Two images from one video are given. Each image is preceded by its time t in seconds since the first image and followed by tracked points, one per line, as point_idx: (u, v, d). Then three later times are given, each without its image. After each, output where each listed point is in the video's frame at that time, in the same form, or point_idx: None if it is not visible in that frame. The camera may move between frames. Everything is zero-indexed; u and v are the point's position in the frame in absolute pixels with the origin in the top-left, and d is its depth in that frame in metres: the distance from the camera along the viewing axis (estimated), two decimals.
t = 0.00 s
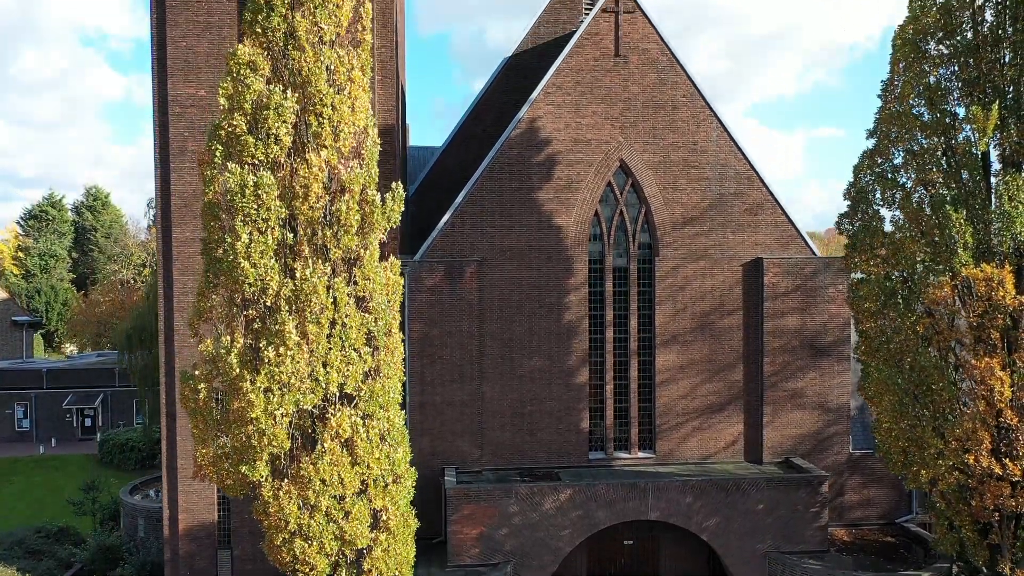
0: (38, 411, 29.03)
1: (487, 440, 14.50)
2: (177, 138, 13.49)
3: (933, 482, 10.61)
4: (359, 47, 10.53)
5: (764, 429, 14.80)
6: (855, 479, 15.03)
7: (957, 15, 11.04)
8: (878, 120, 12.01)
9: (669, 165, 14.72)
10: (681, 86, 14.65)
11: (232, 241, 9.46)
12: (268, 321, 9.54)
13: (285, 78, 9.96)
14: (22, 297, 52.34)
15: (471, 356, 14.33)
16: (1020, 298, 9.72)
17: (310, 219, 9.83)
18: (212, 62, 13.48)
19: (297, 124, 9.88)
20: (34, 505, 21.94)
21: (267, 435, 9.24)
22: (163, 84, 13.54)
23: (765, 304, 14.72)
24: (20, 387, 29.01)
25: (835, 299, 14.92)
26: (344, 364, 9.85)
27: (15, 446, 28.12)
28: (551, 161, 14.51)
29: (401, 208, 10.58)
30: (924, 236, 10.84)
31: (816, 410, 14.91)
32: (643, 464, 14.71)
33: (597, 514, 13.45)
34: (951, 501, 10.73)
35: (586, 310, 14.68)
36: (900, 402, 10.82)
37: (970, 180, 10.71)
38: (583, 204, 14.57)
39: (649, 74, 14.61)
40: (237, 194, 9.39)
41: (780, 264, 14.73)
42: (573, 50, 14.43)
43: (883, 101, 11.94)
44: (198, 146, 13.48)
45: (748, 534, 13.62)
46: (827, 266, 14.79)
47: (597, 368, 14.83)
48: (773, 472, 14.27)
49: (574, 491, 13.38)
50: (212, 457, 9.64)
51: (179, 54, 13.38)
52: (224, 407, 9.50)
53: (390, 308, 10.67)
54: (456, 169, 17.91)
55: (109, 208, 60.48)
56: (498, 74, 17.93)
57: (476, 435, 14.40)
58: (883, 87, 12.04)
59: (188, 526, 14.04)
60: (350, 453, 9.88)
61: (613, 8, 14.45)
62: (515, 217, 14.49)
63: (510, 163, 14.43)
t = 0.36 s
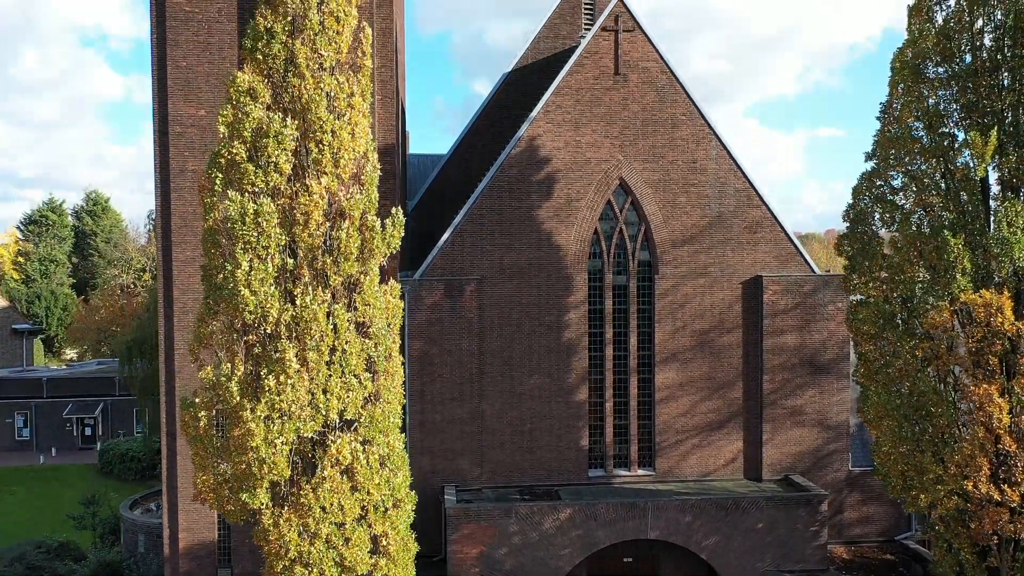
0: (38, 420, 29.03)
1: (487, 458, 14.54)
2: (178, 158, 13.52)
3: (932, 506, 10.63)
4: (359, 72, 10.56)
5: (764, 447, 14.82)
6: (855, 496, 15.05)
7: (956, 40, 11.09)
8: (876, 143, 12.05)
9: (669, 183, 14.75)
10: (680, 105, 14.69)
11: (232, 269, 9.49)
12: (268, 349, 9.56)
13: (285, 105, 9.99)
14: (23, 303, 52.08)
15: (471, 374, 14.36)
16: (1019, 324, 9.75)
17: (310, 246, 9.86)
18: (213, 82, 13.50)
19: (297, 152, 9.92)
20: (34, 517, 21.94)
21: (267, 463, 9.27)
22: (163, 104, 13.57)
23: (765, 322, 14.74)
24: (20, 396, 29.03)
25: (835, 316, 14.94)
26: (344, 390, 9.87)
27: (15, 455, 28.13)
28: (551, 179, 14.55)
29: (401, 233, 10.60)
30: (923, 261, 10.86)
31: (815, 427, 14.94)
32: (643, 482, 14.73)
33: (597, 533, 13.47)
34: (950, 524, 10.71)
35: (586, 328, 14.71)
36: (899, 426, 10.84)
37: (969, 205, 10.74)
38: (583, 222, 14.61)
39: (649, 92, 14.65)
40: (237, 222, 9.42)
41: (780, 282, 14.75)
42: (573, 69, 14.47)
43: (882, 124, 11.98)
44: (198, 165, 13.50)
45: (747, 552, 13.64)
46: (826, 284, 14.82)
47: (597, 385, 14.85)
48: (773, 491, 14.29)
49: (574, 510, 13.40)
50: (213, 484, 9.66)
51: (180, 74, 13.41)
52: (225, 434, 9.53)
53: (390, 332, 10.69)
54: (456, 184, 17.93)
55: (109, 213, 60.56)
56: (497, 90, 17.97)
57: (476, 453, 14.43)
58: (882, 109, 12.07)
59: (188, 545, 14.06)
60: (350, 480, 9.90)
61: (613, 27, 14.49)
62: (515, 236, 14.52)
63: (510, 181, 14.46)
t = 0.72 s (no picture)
0: (38, 429, 29.03)
1: (487, 476, 14.55)
2: (178, 178, 13.53)
3: (931, 531, 10.65)
4: (359, 97, 10.59)
5: (764, 464, 14.84)
6: (855, 513, 15.08)
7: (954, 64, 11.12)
8: (875, 165, 12.07)
9: (669, 201, 14.77)
10: (680, 123, 14.71)
11: (232, 296, 9.51)
12: (268, 377, 9.58)
13: (286, 132, 10.01)
14: (23, 308, 52.10)
15: (471, 392, 14.36)
16: (1018, 350, 9.78)
17: (310, 273, 9.88)
18: (213, 102, 13.51)
19: (297, 179, 9.94)
20: (34, 529, 21.95)
21: (268, 492, 9.28)
22: (163, 124, 13.57)
23: (764, 340, 14.77)
24: (20, 405, 29.05)
25: (834, 334, 14.96)
26: (344, 417, 9.90)
27: (15, 465, 28.13)
28: (551, 198, 14.57)
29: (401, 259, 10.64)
30: (922, 285, 10.88)
31: (815, 445, 14.96)
32: (643, 499, 14.75)
33: (597, 552, 13.49)
34: (949, 547, 10.55)
35: (586, 346, 14.73)
36: (898, 450, 10.86)
37: (968, 230, 10.77)
38: (583, 241, 14.63)
39: (648, 111, 14.68)
40: (237, 250, 9.44)
41: (779, 300, 14.76)
42: (573, 87, 14.48)
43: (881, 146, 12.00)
44: (198, 185, 13.51)
45: (747, 571, 13.66)
46: (825, 302, 14.83)
47: (597, 403, 14.87)
48: (772, 509, 14.31)
49: (574, 530, 13.41)
50: (213, 511, 9.67)
51: (180, 94, 13.41)
52: (225, 463, 9.54)
53: (390, 357, 10.72)
54: (456, 199, 17.95)
55: (109, 217, 60.59)
56: (498, 104, 18.01)
57: (476, 471, 14.44)
58: (881, 131, 12.09)
59: (188, 564, 14.08)
60: (351, 506, 9.92)
61: (613, 45, 14.50)
62: (515, 254, 14.54)
63: (510, 200, 14.48)
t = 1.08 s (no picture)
0: (39, 439, 29.08)
1: (487, 494, 14.58)
2: (178, 198, 13.55)
3: (930, 556, 10.66)
4: (359, 123, 10.60)
5: (763, 482, 14.86)
6: (854, 531, 15.10)
7: (953, 90, 11.16)
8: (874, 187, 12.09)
9: (668, 220, 14.79)
10: (680, 141, 14.73)
11: (232, 324, 9.53)
12: (269, 404, 9.61)
13: (286, 158, 10.02)
14: (24, 313, 52.12)
15: (471, 411, 14.38)
16: (1015, 377, 9.80)
17: (310, 300, 9.91)
18: (213, 121, 13.54)
19: (297, 205, 9.96)
20: (36, 540, 22.00)
21: (268, 520, 9.30)
22: (164, 144, 13.60)
23: (764, 358, 14.79)
24: (20, 414, 29.11)
25: (834, 352, 14.98)
26: (344, 444, 9.92)
27: (15, 474, 28.15)
28: (551, 216, 14.59)
29: (401, 284, 10.70)
30: (920, 311, 10.91)
31: (815, 463, 14.98)
32: (643, 517, 14.76)
33: (597, 571, 13.50)
34: (948, 572, 10.63)
35: (585, 364, 14.75)
36: (898, 474, 10.88)
37: (966, 256, 10.80)
38: (582, 259, 14.65)
39: (648, 129, 14.70)
40: (237, 277, 9.47)
41: (779, 318, 14.78)
42: (573, 106, 14.51)
43: (880, 169, 12.02)
44: (198, 205, 13.54)
45: None
46: (825, 320, 14.84)
47: (597, 421, 14.90)
48: (772, 527, 14.33)
49: (574, 549, 13.43)
50: (214, 538, 9.70)
51: (180, 114, 13.45)
52: (226, 490, 9.57)
53: (390, 382, 10.76)
54: (456, 215, 17.98)
55: (109, 222, 60.65)
56: (498, 120, 18.04)
57: (476, 489, 14.46)
58: (881, 153, 12.10)
59: None
60: (351, 533, 9.93)
61: (613, 64, 14.52)
62: (515, 272, 14.56)
63: (510, 218, 14.51)
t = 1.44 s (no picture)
0: (39, 448, 29.09)
1: (487, 512, 14.59)
2: (178, 218, 13.56)
3: None
4: (359, 149, 10.61)
5: (763, 500, 14.88)
6: (853, 548, 15.13)
7: (951, 114, 11.18)
8: (873, 209, 12.12)
9: (668, 238, 14.81)
10: (680, 160, 14.75)
11: (233, 351, 9.55)
12: (269, 432, 9.63)
13: (286, 185, 10.02)
14: (24, 318, 51.91)
15: (471, 429, 14.39)
16: (1014, 404, 9.86)
17: (310, 327, 9.93)
18: (214, 141, 13.57)
19: (298, 232, 9.97)
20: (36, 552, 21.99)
21: (268, 548, 9.30)
22: (164, 164, 13.64)
23: (764, 376, 14.81)
24: (20, 424, 29.12)
25: (833, 369, 14.99)
26: (344, 470, 9.94)
27: (15, 484, 28.15)
28: (551, 234, 14.61)
29: (401, 310, 10.76)
30: (920, 335, 10.93)
31: (814, 480, 14.99)
32: (643, 535, 14.77)
33: None
34: None
35: (585, 382, 14.77)
36: (897, 499, 10.91)
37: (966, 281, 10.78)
38: (582, 277, 14.67)
39: (648, 148, 14.72)
40: (238, 305, 9.50)
41: (778, 336, 14.79)
42: (573, 125, 14.53)
43: (880, 191, 12.03)
44: (199, 225, 13.57)
45: None
46: (824, 337, 14.83)
47: (597, 439, 14.93)
48: (772, 545, 14.34)
49: (573, 569, 13.44)
50: (214, 565, 9.71)
51: (180, 134, 13.47)
52: (226, 517, 9.58)
53: (390, 407, 10.80)
54: (456, 230, 18.01)
55: (109, 227, 60.69)
56: (498, 135, 18.08)
57: (476, 507, 14.48)
58: (880, 175, 12.09)
59: None
60: (351, 560, 9.93)
61: (613, 83, 14.54)
62: (515, 290, 14.58)
63: (510, 237, 14.52)
